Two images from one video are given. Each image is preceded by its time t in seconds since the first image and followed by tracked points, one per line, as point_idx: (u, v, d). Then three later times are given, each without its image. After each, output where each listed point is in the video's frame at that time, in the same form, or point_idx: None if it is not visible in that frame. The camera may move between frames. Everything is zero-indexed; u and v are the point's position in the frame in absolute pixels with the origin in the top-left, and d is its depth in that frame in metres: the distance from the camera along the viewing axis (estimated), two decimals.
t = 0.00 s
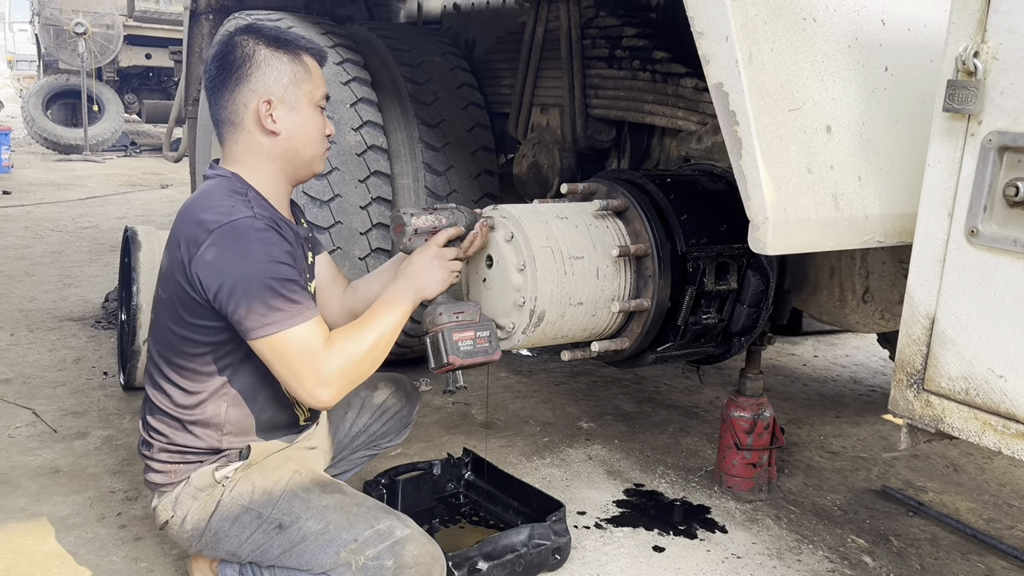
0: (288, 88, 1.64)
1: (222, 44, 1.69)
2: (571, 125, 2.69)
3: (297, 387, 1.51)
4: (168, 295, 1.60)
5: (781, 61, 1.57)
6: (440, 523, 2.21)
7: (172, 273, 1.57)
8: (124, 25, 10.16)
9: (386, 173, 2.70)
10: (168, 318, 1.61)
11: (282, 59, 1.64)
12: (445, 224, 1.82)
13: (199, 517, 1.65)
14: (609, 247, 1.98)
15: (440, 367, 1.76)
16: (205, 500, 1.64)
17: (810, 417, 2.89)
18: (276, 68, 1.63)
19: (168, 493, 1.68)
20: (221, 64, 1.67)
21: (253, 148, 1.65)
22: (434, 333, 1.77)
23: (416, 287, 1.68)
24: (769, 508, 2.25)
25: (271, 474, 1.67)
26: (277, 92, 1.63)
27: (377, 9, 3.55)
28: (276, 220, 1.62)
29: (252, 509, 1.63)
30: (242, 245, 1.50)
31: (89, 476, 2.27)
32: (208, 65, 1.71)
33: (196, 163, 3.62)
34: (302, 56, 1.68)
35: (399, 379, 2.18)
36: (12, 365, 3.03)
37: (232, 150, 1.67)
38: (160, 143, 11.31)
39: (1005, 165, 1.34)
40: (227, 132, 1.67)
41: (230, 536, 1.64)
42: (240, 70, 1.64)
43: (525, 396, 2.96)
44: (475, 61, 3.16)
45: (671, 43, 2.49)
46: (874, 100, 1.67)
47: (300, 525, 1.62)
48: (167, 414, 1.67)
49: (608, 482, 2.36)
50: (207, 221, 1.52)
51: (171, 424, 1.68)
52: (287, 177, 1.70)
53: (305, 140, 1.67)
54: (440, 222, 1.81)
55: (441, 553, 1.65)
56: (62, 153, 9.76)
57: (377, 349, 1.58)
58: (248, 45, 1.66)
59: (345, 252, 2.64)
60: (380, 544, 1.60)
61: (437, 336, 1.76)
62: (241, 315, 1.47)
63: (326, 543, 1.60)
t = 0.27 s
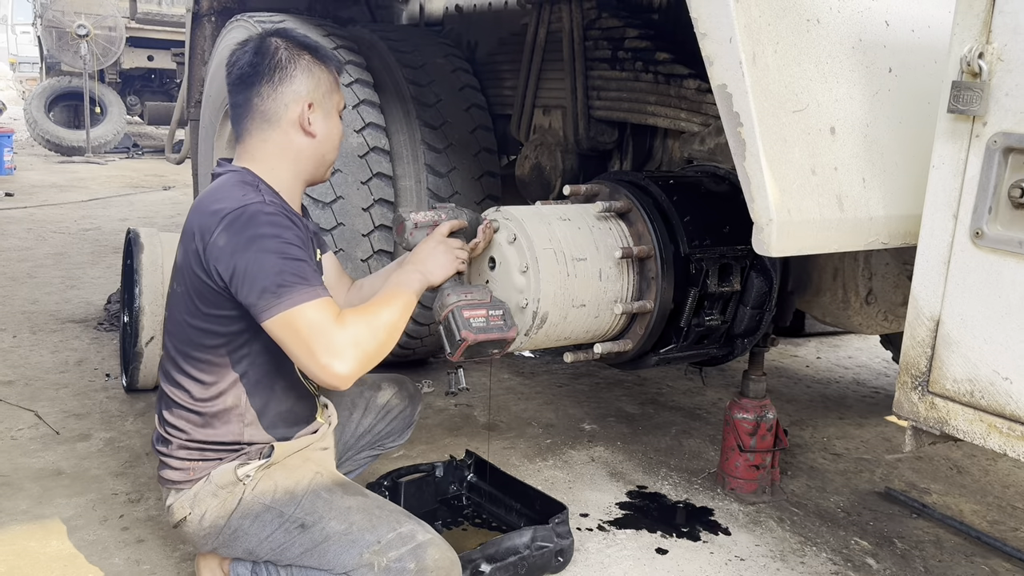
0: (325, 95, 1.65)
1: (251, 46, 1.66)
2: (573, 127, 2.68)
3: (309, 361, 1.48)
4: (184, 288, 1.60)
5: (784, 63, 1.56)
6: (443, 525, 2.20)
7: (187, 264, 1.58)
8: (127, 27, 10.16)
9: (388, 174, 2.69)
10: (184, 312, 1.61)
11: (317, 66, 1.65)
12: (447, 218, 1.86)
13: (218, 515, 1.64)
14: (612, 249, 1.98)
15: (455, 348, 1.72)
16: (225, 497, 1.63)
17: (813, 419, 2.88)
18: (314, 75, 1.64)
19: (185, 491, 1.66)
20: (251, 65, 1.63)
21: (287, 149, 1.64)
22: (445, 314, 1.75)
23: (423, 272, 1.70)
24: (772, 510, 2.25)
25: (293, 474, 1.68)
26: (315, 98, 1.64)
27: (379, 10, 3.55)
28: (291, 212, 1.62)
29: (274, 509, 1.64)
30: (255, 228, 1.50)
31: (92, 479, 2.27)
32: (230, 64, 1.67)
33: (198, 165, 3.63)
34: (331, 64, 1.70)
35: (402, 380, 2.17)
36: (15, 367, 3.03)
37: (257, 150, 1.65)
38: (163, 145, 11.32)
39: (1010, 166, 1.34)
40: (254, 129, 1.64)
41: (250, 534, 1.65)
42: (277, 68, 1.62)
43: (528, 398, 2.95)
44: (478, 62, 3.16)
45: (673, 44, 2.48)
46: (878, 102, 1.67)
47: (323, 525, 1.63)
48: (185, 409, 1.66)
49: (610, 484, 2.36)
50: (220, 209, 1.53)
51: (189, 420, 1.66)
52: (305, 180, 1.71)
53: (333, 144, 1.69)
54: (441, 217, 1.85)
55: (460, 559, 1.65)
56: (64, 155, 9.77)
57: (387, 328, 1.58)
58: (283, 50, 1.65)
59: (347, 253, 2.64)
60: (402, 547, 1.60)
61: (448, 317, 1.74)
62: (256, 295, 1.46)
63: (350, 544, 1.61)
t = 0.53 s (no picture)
0: (320, 94, 1.65)
1: (252, 46, 1.68)
2: (575, 128, 2.68)
3: (310, 354, 1.47)
4: (185, 288, 1.61)
5: (786, 64, 1.56)
6: (445, 526, 2.20)
7: (188, 264, 1.58)
8: (129, 28, 10.17)
9: (389, 175, 2.69)
10: (186, 311, 1.61)
11: (314, 65, 1.65)
12: (451, 219, 1.83)
13: (223, 517, 1.64)
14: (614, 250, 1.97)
15: (452, 354, 1.73)
16: (231, 499, 1.64)
17: (816, 420, 2.87)
18: (309, 73, 1.64)
19: (190, 492, 1.66)
20: (251, 63, 1.65)
21: (280, 148, 1.64)
22: (444, 320, 1.75)
23: (425, 272, 1.69)
24: (775, 512, 2.24)
25: (299, 476, 1.68)
26: (310, 97, 1.63)
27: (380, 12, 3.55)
28: (293, 212, 1.62)
29: (280, 511, 1.64)
30: (255, 227, 1.50)
31: (93, 480, 2.27)
32: (233, 63, 1.70)
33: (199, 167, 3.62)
34: (330, 63, 1.69)
35: (405, 383, 2.18)
36: (17, 368, 3.03)
37: (254, 148, 1.65)
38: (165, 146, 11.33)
39: (1013, 166, 1.33)
40: (252, 129, 1.64)
41: (255, 536, 1.64)
42: (273, 67, 1.63)
43: (530, 399, 2.95)
44: (479, 63, 3.15)
45: (675, 45, 2.48)
46: (880, 102, 1.66)
47: (330, 527, 1.63)
48: (190, 410, 1.66)
49: (612, 486, 2.35)
50: (220, 209, 1.53)
51: (193, 421, 1.66)
52: (305, 180, 1.71)
53: (331, 143, 1.68)
54: (446, 217, 1.82)
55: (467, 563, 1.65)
56: (66, 157, 9.78)
57: (390, 326, 1.57)
58: (282, 49, 1.66)
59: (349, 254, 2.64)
60: (409, 549, 1.60)
61: (448, 323, 1.74)
62: (256, 293, 1.46)
63: (356, 546, 1.61)
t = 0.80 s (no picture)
0: (305, 94, 1.64)
1: (239, 49, 1.69)
2: (575, 129, 2.67)
3: (302, 365, 1.48)
4: (175, 293, 1.61)
5: (786, 65, 1.56)
6: (445, 528, 2.20)
7: (178, 269, 1.58)
8: (130, 30, 10.17)
9: (389, 177, 2.69)
10: (176, 315, 1.62)
11: (300, 66, 1.65)
12: (451, 225, 1.83)
13: (209, 522, 1.65)
14: (614, 251, 1.97)
15: (455, 362, 1.73)
16: (215, 504, 1.64)
17: (817, 421, 2.87)
18: (294, 75, 1.64)
19: (179, 497, 1.68)
20: (237, 66, 1.66)
21: (267, 150, 1.64)
22: (446, 328, 1.75)
23: (425, 280, 1.68)
24: (776, 513, 2.24)
25: (283, 478, 1.68)
26: (295, 98, 1.63)
27: (381, 13, 3.55)
28: (283, 215, 1.62)
29: (264, 514, 1.63)
30: (245, 233, 1.50)
31: (94, 482, 2.27)
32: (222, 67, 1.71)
33: (200, 168, 3.61)
34: (317, 64, 1.69)
35: (402, 383, 2.18)
36: (18, 370, 3.03)
37: (243, 151, 1.66)
38: (167, 147, 11.34)
39: (1014, 167, 1.33)
40: (241, 133, 1.65)
41: (242, 540, 1.65)
42: (259, 70, 1.63)
43: (530, 400, 2.95)
44: (480, 64, 3.15)
45: (675, 46, 2.48)
46: (880, 103, 1.66)
47: (314, 529, 1.62)
48: (179, 415, 1.67)
49: (613, 487, 2.35)
50: (209, 213, 1.53)
51: (181, 426, 1.67)
52: (295, 182, 1.71)
53: (320, 144, 1.68)
54: (445, 223, 1.82)
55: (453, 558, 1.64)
56: (68, 158, 9.79)
57: (387, 335, 1.57)
58: (267, 51, 1.66)
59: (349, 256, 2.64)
60: (393, 548, 1.59)
61: (450, 331, 1.74)
62: (245, 302, 1.46)
63: (340, 547, 1.60)
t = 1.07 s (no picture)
0: (302, 95, 1.64)
1: (237, 50, 1.69)
2: (576, 129, 2.67)
3: (287, 380, 1.49)
4: (178, 291, 1.62)
5: (786, 64, 1.56)
6: (446, 529, 2.19)
7: (181, 268, 1.59)
8: (131, 31, 10.18)
9: (390, 177, 2.70)
10: (180, 315, 1.63)
11: (297, 67, 1.65)
12: (430, 236, 1.84)
13: (209, 522, 1.65)
14: (615, 251, 1.97)
15: (426, 373, 1.78)
16: (215, 504, 1.65)
17: (818, 421, 2.87)
18: (291, 76, 1.63)
19: (179, 498, 1.69)
20: (235, 67, 1.66)
21: (264, 150, 1.65)
22: (420, 341, 1.80)
23: (404, 293, 1.68)
24: (777, 514, 2.24)
25: (281, 478, 1.67)
26: (291, 98, 1.63)
27: (381, 13, 3.54)
28: (286, 216, 1.63)
29: (262, 514, 1.63)
30: (247, 236, 1.50)
31: (94, 483, 2.27)
32: (220, 68, 1.71)
33: (201, 169, 3.61)
34: (315, 64, 1.68)
35: (405, 387, 2.18)
36: (19, 371, 3.03)
37: (242, 153, 1.66)
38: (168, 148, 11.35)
39: (1014, 167, 1.32)
40: (239, 133, 1.66)
41: (241, 540, 1.64)
42: (256, 71, 1.63)
43: (531, 400, 2.94)
44: (480, 65, 3.15)
45: (676, 46, 2.48)
46: (880, 102, 1.66)
47: (311, 528, 1.61)
48: (180, 414, 1.67)
49: (614, 487, 2.35)
50: (214, 214, 1.53)
51: (182, 426, 1.68)
52: (294, 183, 1.71)
53: (318, 144, 1.67)
54: (425, 234, 1.84)
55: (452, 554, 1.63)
56: (69, 159, 9.80)
57: (369, 349, 1.57)
58: (264, 51, 1.66)
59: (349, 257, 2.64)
60: (391, 546, 1.58)
61: (423, 343, 1.78)
62: (244, 304, 1.47)
63: (338, 546, 1.58)
